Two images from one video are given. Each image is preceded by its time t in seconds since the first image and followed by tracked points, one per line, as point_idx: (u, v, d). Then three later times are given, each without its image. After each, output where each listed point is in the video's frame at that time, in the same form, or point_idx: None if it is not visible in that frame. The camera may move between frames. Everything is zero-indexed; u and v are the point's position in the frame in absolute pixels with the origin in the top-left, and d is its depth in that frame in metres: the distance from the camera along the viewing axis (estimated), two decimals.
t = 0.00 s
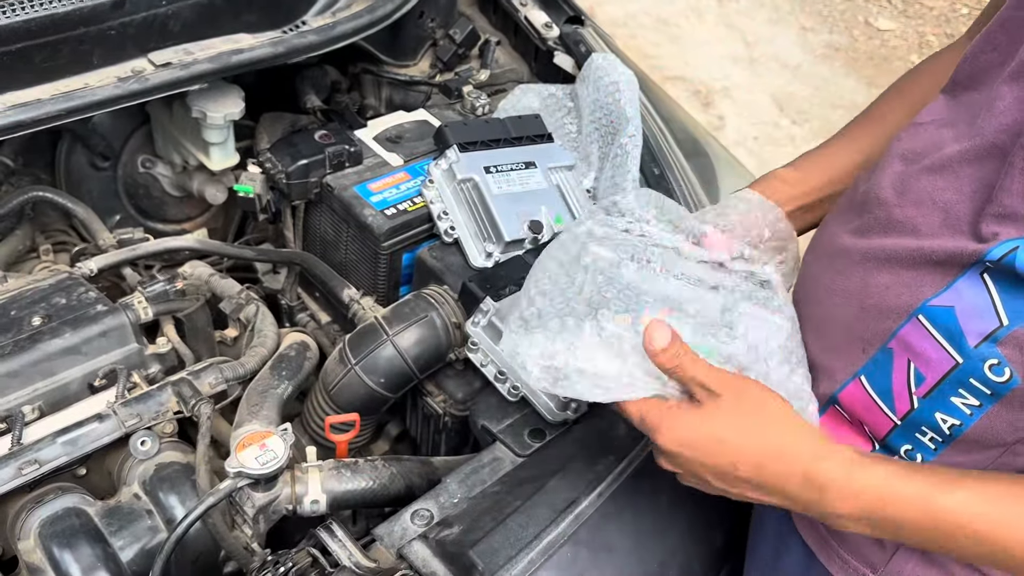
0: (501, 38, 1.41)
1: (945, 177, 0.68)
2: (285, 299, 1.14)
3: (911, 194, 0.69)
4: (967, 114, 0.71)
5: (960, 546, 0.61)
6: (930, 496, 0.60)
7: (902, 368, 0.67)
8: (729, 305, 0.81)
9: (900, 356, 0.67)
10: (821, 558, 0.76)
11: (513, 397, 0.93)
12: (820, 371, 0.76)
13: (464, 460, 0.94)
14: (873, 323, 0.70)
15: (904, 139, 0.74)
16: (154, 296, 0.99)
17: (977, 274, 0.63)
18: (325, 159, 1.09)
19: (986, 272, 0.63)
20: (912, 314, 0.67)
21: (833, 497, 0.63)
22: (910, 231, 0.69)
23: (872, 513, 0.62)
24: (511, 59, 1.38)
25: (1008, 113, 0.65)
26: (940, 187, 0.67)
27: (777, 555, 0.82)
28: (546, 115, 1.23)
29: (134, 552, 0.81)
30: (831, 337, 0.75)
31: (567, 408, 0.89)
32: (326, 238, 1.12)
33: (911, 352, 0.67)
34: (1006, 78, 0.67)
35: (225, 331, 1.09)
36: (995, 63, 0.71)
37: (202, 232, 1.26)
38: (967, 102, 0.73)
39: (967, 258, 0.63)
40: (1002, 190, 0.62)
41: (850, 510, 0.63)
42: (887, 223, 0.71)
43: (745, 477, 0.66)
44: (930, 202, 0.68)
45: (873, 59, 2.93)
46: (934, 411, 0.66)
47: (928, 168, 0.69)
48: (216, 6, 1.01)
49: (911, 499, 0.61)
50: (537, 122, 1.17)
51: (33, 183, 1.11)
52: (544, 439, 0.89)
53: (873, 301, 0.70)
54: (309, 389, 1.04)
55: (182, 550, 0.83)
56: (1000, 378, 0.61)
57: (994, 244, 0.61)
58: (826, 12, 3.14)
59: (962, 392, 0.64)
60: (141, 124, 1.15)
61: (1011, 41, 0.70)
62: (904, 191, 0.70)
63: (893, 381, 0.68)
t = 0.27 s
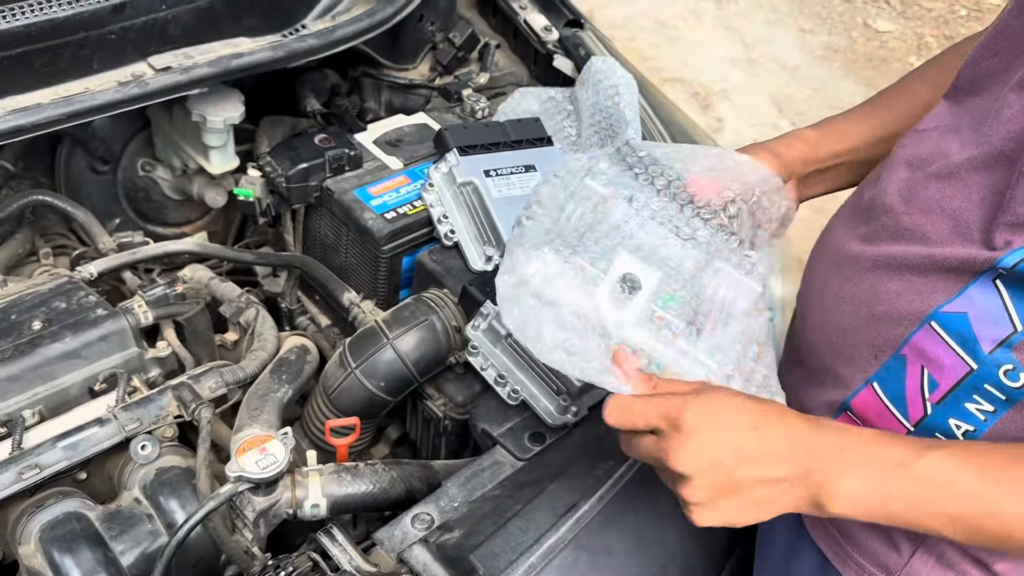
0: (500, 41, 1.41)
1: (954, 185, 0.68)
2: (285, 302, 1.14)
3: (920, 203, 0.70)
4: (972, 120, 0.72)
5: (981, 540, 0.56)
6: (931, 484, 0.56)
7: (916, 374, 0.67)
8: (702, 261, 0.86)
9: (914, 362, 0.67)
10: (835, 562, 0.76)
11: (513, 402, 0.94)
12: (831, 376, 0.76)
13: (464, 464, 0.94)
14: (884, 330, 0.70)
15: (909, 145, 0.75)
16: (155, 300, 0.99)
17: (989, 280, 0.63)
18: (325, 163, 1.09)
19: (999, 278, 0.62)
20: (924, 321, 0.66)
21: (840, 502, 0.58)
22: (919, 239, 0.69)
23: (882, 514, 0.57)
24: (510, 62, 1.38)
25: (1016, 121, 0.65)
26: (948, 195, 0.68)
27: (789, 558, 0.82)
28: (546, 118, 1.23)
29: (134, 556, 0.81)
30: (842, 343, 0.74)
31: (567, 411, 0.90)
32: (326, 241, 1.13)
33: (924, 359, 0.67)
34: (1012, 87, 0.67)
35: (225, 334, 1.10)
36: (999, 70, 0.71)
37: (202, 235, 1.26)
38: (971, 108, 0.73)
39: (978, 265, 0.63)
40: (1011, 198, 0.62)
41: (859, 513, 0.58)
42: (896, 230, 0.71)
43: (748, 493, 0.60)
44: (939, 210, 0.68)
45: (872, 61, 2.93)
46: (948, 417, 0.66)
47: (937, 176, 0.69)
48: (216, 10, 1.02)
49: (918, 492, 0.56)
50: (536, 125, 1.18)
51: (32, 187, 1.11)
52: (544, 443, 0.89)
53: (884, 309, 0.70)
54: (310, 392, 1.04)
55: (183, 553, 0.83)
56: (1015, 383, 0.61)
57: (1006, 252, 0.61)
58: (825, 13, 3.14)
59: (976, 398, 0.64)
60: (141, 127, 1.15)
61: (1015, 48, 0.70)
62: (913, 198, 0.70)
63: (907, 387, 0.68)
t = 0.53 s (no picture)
0: (498, 41, 1.41)
1: (950, 178, 0.67)
2: (282, 301, 1.14)
3: (915, 196, 0.69)
4: (972, 116, 0.71)
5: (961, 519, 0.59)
6: (937, 474, 0.58)
7: (908, 367, 0.67)
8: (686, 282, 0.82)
9: (906, 355, 0.67)
10: (827, 558, 0.76)
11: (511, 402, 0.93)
12: (825, 370, 0.76)
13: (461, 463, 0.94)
14: (877, 323, 0.70)
15: (909, 140, 0.74)
16: (151, 300, 0.99)
17: (982, 273, 0.63)
18: (321, 162, 1.09)
19: (991, 272, 0.62)
20: (917, 314, 0.66)
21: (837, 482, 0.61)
22: (914, 232, 0.68)
23: (874, 482, 0.60)
24: (508, 62, 1.38)
25: (1016, 115, 0.65)
26: (944, 189, 0.67)
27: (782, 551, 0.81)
28: (543, 117, 1.23)
29: (131, 556, 0.81)
30: (835, 336, 0.74)
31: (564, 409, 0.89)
32: (323, 241, 1.12)
33: (915, 351, 0.67)
34: (1014, 83, 0.68)
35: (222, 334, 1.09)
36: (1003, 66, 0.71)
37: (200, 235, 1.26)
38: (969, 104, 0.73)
39: (972, 257, 0.62)
40: (1007, 190, 0.62)
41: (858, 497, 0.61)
42: (892, 222, 0.70)
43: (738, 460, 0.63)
44: (935, 203, 0.68)
45: (870, 60, 2.93)
46: (939, 410, 0.67)
47: (932, 168, 0.69)
48: (213, 9, 1.01)
49: (903, 470, 0.59)
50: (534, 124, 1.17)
51: (29, 187, 1.11)
52: (541, 442, 0.89)
53: (877, 302, 0.70)
54: (307, 392, 1.04)
55: (179, 553, 0.83)
56: (1006, 377, 0.61)
57: (998, 244, 0.61)
58: (823, 13, 3.15)
59: (967, 391, 0.64)
60: (138, 127, 1.15)
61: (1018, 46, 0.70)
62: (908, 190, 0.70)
63: (898, 379, 0.68)
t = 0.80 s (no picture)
0: (494, 38, 1.40)
1: (933, 172, 0.67)
2: (277, 299, 1.13)
3: (899, 190, 0.69)
4: (953, 107, 0.71)
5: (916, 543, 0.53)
6: (880, 500, 0.52)
7: (893, 365, 0.67)
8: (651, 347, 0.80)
9: (892, 353, 0.67)
10: (817, 559, 0.75)
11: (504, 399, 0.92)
12: (812, 367, 0.76)
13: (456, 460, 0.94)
14: (863, 319, 0.69)
15: (894, 136, 0.74)
16: (145, 297, 0.99)
17: (965, 267, 0.62)
18: (316, 159, 1.09)
19: (974, 266, 0.61)
20: (902, 311, 0.66)
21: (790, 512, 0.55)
22: (898, 227, 0.68)
23: (839, 502, 0.53)
24: (504, 59, 1.38)
25: (994, 104, 0.65)
26: (928, 182, 0.67)
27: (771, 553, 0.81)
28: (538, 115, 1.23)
29: (124, 553, 0.81)
30: (822, 334, 0.74)
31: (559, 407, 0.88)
32: (318, 238, 1.12)
33: (900, 349, 0.66)
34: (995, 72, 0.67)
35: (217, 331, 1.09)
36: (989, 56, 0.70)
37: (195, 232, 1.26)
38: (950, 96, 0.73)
39: (954, 251, 0.62)
40: (987, 182, 0.62)
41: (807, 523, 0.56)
42: (876, 218, 0.71)
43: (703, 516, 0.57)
44: (919, 198, 0.68)
45: (868, 59, 2.93)
46: (925, 409, 0.66)
47: (916, 163, 0.69)
48: (207, 6, 1.01)
49: (862, 497, 0.53)
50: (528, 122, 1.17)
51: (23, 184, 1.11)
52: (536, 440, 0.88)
53: (863, 299, 0.69)
54: (301, 389, 1.04)
55: (172, 550, 0.83)
56: (990, 374, 0.60)
57: (980, 237, 0.60)
58: (821, 11, 3.14)
59: (952, 389, 0.63)
60: (132, 123, 1.15)
61: (1000, 35, 0.70)
62: (893, 185, 0.70)
63: (885, 377, 0.68)
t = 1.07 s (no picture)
0: (492, 36, 1.40)
1: (930, 169, 0.66)
2: (273, 297, 1.13)
3: (895, 186, 0.69)
4: (947, 103, 0.70)
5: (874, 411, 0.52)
6: (872, 357, 0.50)
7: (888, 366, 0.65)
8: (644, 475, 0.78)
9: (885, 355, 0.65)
10: (816, 555, 0.73)
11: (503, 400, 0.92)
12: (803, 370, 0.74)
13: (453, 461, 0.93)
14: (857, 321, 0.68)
15: (891, 133, 0.73)
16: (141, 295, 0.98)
17: (958, 267, 0.61)
18: (313, 157, 1.08)
19: (967, 265, 0.60)
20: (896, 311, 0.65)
21: (749, 283, 0.54)
22: (893, 225, 0.67)
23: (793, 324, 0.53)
24: (502, 58, 1.38)
25: (988, 101, 0.64)
26: (922, 178, 0.67)
27: (771, 552, 0.79)
28: (537, 113, 1.23)
29: (119, 553, 0.80)
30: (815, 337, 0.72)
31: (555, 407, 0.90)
32: (315, 237, 1.12)
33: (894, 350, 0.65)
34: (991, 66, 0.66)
35: (212, 330, 1.09)
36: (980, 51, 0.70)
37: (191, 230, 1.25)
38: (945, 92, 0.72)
39: (949, 250, 0.61)
40: (983, 180, 0.61)
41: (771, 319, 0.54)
42: (871, 216, 0.70)
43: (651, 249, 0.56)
44: (913, 195, 0.67)
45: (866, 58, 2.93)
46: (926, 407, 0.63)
47: (911, 160, 0.68)
48: (204, 3, 1.00)
49: (825, 332, 0.52)
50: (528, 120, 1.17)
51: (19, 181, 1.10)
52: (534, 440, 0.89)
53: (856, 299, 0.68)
54: (297, 389, 1.04)
55: (167, 550, 0.82)
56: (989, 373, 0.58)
57: (976, 235, 0.59)
58: (820, 11, 3.14)
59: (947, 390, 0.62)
60: (128, 121, 1.14)
61: (991, 31, 0.69)
62: (888, 184, 0.69)
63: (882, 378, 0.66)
